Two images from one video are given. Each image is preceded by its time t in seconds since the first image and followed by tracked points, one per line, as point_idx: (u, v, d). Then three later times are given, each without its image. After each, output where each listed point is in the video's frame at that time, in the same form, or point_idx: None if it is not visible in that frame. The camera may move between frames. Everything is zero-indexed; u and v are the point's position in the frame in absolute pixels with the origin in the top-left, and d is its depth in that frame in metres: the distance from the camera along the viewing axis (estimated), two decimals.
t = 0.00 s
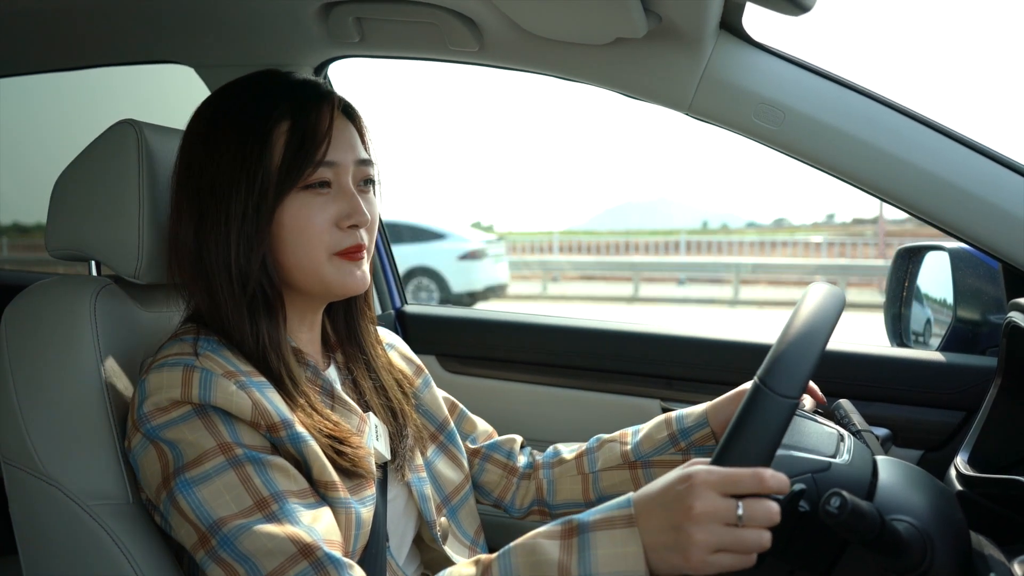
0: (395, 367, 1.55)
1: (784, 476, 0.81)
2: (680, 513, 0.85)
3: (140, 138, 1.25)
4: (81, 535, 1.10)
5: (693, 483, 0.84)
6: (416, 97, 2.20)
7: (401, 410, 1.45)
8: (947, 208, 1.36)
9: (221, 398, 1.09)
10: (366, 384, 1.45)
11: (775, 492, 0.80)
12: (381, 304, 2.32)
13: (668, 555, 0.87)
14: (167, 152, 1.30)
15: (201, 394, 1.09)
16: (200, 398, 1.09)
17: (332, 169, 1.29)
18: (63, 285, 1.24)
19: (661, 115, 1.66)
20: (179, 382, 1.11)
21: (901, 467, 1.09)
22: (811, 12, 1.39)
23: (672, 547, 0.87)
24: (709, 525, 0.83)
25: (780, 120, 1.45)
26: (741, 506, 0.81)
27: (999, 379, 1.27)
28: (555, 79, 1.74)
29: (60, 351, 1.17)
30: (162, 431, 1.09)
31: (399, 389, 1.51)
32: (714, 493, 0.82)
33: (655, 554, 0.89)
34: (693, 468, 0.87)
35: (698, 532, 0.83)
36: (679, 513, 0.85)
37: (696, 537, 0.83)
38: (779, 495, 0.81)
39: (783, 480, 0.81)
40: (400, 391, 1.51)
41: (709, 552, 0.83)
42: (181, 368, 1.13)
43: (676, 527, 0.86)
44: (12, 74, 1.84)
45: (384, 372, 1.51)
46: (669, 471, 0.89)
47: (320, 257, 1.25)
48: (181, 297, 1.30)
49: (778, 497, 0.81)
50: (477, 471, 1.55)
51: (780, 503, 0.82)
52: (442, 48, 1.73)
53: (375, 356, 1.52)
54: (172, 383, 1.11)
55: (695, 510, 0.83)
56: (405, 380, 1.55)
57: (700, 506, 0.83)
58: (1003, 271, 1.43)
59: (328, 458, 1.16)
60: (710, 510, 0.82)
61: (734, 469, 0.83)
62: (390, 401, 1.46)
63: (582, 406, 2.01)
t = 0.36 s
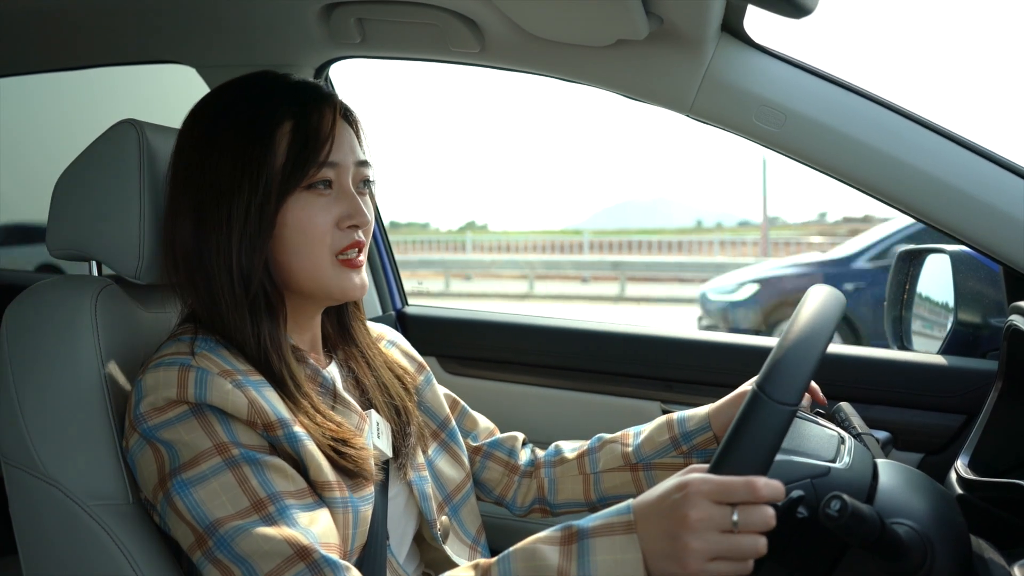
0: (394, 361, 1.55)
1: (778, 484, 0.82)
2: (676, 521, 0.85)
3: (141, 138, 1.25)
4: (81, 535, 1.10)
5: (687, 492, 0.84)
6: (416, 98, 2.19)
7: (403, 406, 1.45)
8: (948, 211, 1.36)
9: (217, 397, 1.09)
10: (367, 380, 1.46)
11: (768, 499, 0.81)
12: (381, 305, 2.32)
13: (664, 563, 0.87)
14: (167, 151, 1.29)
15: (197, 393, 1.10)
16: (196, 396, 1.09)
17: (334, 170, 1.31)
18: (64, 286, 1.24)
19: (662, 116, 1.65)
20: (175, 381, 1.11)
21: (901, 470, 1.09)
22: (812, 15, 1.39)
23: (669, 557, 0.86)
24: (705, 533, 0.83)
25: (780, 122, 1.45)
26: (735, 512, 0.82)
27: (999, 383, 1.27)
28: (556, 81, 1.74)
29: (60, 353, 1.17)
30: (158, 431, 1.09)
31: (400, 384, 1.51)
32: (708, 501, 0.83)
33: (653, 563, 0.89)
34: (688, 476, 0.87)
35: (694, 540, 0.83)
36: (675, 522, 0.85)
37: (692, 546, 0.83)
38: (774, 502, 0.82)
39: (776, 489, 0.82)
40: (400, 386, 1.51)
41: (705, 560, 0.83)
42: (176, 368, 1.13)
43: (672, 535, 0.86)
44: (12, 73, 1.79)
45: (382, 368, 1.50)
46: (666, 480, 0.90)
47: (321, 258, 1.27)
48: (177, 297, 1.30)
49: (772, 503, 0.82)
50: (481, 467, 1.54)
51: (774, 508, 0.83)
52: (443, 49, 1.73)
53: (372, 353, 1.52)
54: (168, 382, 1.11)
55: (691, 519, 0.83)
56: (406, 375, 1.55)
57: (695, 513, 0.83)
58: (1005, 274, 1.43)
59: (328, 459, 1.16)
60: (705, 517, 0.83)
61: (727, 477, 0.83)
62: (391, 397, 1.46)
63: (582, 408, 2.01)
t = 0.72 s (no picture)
0: (393, 361, 1.56)
1: (773, 497, 0.82)
2: (673, 533, 0.86)
3: (142, 140, 1.25)
4: (83, 538, 1.10)
5: (683, 505, 0.85)
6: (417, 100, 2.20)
7: (402, 403, 1.46)
8: (949, 211, 1.36)
9: (213, 402, 1.09)
10: (366, 381, 1.46)
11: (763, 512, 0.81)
12: (381, 305, 2.32)
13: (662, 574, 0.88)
14: (168, 151, 1.29)
15: (193, 397, 1.10)
16: (192, 402, 1.09)
17: (341, 181, 1.30)
18: (64, 288, 1.24)
19: (662, 117, 1.66)
20: (170, 386, 1.11)
21: (903, 471, 1.09)
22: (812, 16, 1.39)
23: (666, 567, 0.87)
24: (701, 547, 0.83)
25: (781, 123, 1.45)
26: (731, 525, 0.82)
27: (1001, 384, 1.27)
28: (557, 82, 1.74)
29: (61, 357, 1.17)
30: (154, 437, 1.09)
31: (399, 383, 1.52)
32: (703, 515, 0.83)
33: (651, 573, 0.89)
34: (684, 488, 0.87)
35: (690, 554, 0.84)
36: (672, 534, 0.86)
37: (688, 559, 0.83)
38: (770, 513, 0.82)
39: (771, 502, 0.82)
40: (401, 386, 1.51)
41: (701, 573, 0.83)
42: (172, 373, 1.13)
43: (669, 548, 0.86)
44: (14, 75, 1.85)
45: (380, 368, 1.50)
46: (663, 490, 0.90)
47: (322, 266, 1.26)
48: (177, 300, 1.31)
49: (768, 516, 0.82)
50: (481, 464, 1.54)
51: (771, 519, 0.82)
52: (443, 50, 1.73)
53: (369, 353, 1.51)
54: (163, 387, 1.12)
55: (687, 533, 0.83)
56: (405, 375, 1.54)
57: (690, 528, 0.83)
58: (1005, 275, 1.44)
59: (324, 460, 1.16)
60: (701, 531, 0.83)
61: (722, 491, 0.83)
62: (391, 394, 1.46)
63: (583, 408, 2.01)
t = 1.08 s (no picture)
0: (393, 358, 1.56)
1: (774, 491, 0.82)
2: (673, 527, 0.87)
3: (143, 135, 1.25)
4: (83, 533, 1.10)
5: (684, 499, 0.85)
6: (417, 96, 2.20)
7: (404, 400, 1.46)
8: (949, 207, 1.36)
9: (213, 395, 1.09)
10: (366, 376, 1.46)
11: (763, 506, 0.82)
12: (382, 302, 2.32)
13: (663, 568, 0.89)
14: (169, 149, 1.29)
15: (194, 390, 1.10)
16: (192, 395, 1.09)
17: (332, 181, 1.29)
18: (65, 284, 1.24)
19: (663, 113, 1.66)
20: (171, 379, 1.11)
21: (903, 467, 1.09)
22: (813, 12, 1.39)
23: (667, 563, 0.88)
24: (701, 541, 0.84)
25: (781, 119, 1.45)
26: (732, 520, 0.83)
27: (1001, 380, 1.27)
28: (558, 78, 1.74)
29: (61, 352, 1.17)
30: (154, 430, 1.09)
31: (401, 380, 1.52)
32: (704, 509, 0.84)
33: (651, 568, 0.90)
34: (685, 481, 0.88)
35: (691, 548, 0.85)
36: (673, 529, 0.87)
37: (689, 553, 0.85)
38: (770, 508, 0.83)
39: (772, 496, 0.82)
40: (401, 381, 1.51)
41: (703, 567, 0.85)
42: (172, 366, 1.13)
43: (670, 541, 0.87)
44: (14, 71, 1.81)
45: (380, 363, 1.51)
46: (664, 484, 0.90)
47: (309, 267, 1.26)
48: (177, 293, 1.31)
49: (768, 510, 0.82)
50: (480, 462, 1.54)
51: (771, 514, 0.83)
52: (444, 46, 1.73)
53: (371, 349, 1.52)
54: (164, 380, 1.12)
55: (688, 527, 0.85)
56: (406, 370, 1.55)
57: (692, 522, 0.84)
58: (1005, 271, 1.44)
59: (323, 451, 1.16)
60: (702, 526, 0.84)
61: (723, 484, 0.84)
62: (392, 390, 1.46)
63: (584, 405, 2.01)
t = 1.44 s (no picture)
0: (391, 357, 1.56)
1: (781, 472, 0.82)
2: (680, 510, 0.85)
3: (141, 135, 1.25)
4: (82, 532, 1.09)
5: (691, 480, 0.84)
6: (416, 95, 2.20)
7: (401, 398, 1.46)
8: (947, 206, 1.36)
9: (212, 394, 1.09)
10: (363, 375, 1.46)
11: (773, 487, 0.81)
12: (381, 301, 2.32)
13: (668, 554, 0.87)
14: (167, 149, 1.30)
15: (192, 390, 1.10)
16: (190, 394, 1.09)
17: (321, 177, 1.29)
18: (64, 283, 1.24)
19: (662, 113, 1.66)
20: (169, 379, 1.11)
21: (902, 466, 1.09)
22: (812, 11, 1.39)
23: (672, 547, 0.86)
24: (709, 521, 0.82)
25: (780, 118, 1.45)
26: (740, 500, 0.82)
27: (999, 380, 1.27)
28: (557, 78, 1.74)
29: (61, 350, 1.17)
30: (153, 429, 1.09)
31: (398, 379, 1.52)
32: (713, 489, 0.82)
33: (655, 555, 0.88)
34: (691, 465, 0.87)
35: (698, 529, 0.83)
36: (679, 511, 0.85)
37: (696, 534, 0.83)
38: (778, 490, 0.82)
39: (780, 477, 0.81)
40: (398, 381, 1.51)
41: (710, 549, 0.83)
42: (170, 366, 1.13)
43: (676, 525, 0.85)
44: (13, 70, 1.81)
45: (378, 361, 1.51)
46: (668, 471, 0.89)
47: (305, 268, 1.27)
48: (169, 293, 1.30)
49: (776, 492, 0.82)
50: (476, 465, 1.54)
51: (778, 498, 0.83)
52: (443, 46, 1.74)
53: (368, 347, 1.52)
54: (162, 380, 1.11)
55: (695, 507, 0.83)
56: (404, 370, 1.55)
57: (699, 501, 0.83)
58: (1004, 270, 1.43)
59: (323, 451, 1.16)
60: (710, 506, 0.82)
61: (730, 466, 0.83)
62: (389, 389, 1.46)
63: (583, 404, 2.01)
